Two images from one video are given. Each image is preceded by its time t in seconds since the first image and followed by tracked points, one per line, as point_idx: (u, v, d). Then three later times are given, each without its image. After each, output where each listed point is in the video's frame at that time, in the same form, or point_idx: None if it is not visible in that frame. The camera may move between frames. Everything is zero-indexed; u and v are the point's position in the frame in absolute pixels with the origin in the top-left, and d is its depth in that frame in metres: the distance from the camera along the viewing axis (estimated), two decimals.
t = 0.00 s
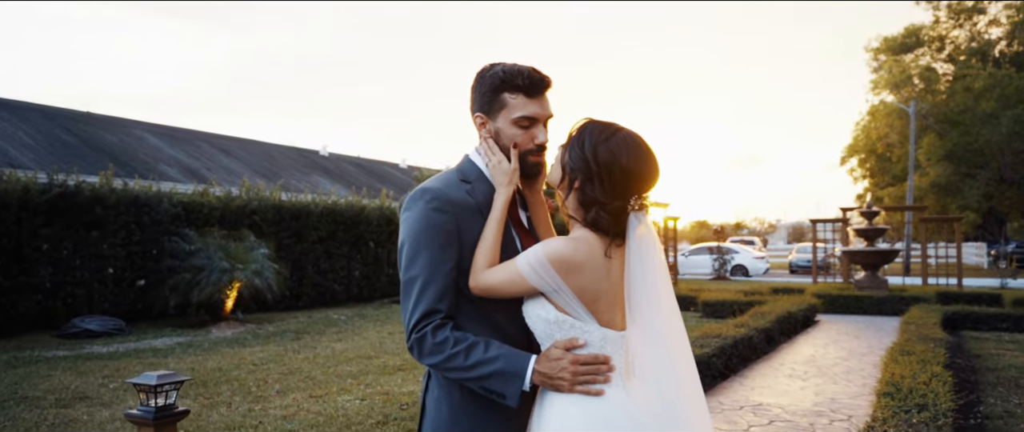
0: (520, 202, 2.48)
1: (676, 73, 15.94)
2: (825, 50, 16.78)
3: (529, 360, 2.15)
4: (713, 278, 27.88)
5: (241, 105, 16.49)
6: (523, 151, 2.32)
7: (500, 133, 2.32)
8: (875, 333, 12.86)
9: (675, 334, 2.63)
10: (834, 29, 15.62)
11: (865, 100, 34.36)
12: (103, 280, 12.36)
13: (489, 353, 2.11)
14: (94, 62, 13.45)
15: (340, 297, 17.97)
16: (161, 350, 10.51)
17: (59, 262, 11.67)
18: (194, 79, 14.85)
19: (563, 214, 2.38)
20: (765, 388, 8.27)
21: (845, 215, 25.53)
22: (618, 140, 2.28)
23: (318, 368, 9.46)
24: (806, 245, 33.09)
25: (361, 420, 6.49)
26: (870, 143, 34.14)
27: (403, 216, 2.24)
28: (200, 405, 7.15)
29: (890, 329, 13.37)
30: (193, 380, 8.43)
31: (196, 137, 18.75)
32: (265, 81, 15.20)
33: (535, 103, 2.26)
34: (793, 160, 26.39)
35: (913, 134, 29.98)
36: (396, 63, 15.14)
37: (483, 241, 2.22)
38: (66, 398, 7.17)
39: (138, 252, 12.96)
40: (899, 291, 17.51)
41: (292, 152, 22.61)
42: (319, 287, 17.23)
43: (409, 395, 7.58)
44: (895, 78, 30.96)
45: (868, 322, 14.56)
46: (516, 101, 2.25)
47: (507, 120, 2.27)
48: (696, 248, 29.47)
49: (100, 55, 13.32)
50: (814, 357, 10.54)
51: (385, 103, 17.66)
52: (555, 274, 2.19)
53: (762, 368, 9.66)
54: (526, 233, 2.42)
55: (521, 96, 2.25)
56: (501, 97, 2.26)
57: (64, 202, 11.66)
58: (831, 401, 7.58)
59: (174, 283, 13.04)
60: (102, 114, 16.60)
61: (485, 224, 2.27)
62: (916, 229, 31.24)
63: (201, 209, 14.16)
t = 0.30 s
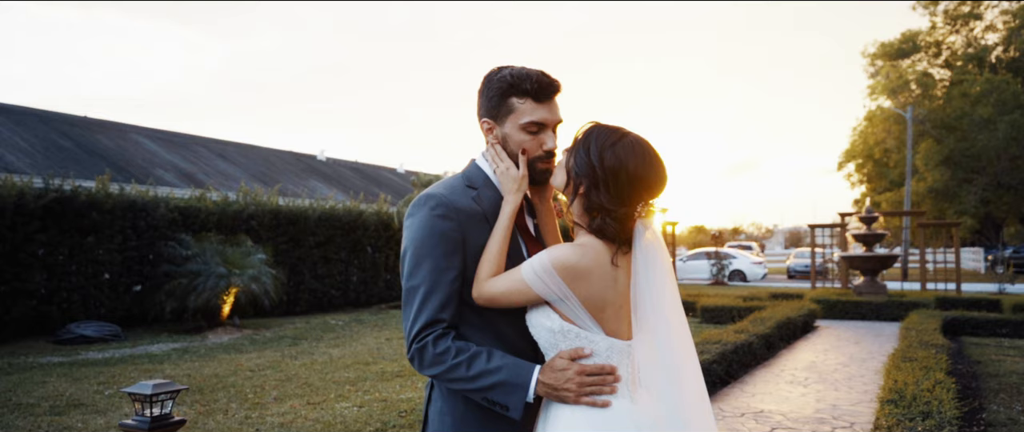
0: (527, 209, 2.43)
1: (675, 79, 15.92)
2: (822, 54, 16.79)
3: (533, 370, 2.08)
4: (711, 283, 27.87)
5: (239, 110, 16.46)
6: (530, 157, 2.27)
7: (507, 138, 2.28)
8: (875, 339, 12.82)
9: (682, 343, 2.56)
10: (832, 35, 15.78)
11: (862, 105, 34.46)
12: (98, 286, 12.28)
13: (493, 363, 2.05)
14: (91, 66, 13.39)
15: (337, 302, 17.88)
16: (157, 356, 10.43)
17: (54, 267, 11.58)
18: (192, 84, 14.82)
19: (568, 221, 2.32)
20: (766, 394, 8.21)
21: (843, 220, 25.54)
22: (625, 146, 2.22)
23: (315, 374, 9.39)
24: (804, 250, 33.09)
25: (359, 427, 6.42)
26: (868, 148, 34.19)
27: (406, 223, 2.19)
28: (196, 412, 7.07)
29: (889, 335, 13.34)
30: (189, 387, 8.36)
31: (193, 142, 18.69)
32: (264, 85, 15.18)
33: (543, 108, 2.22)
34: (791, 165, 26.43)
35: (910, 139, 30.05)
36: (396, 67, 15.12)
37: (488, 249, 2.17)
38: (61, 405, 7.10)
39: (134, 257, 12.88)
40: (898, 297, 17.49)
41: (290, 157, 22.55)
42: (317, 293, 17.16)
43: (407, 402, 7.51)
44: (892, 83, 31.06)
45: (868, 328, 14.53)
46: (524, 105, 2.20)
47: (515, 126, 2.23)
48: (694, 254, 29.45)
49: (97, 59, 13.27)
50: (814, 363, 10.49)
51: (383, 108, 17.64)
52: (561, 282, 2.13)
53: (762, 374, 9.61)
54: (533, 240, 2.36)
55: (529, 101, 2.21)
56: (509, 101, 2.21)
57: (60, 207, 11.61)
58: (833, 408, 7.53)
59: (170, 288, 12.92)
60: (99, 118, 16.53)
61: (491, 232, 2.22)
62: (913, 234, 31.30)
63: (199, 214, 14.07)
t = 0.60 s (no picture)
0: (533, 215, 2.37)
1: (674, 83, 15.93)
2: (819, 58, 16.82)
3: (537, 380, 2.02)
4: (708, 288, 27.87)
5: (237, 116, 16.41)
6: (536, 162, 2.23)
7: (513, 143, 2.23)
8: (874, 345, 12.79)
9: (689, 352, 2.51)
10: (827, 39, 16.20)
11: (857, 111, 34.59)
12: (93, 291, 12.18)
13: (495, 373, 1.99)
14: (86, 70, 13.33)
15: (333, 308, 17.79)
16: (151, 362, 10.34)
17: (48, 273, 11.49)
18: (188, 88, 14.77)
19: (572, 227, 2.26)
20: (766, 401, 8.16)
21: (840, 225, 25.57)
22: (632, 150, 2.17)
23: (312, 380, 9.32)
24: (800, 255, 33.11)
25: None
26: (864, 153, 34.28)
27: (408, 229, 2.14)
28: (191, 419, 6.99)
29: (888, 340, 13.32)
30: (183, 393, 8.28)
31: (189, 147, 18.61)
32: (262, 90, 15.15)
33: (551, 111, 2.18)
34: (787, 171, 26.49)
35: (907, 144, 30.16)
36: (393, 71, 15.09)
37: (493, 256, 2.11)
38: (54, 412, 7.02)
39: (129, 263, 12.79)
40: (895, 302, 17.47)
41: (286, 162, 22.49)
42: (313, 298, 17.06)
43: (405, 408, 7.44)
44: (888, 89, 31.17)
45: (866, 333, 14.50)
46: (531, 109, 2.16)
47: (522, 130, 2.18)
48: (691, 259, 29.45)
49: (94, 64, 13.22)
50: (813, 369, 10.45)
51: (381, 114, 17.63)
52: (566, 290, 2.07)
53: (761, 381, 9.56)
54: (539, 248, 2.31)
55: (536, 104, 2.16)
56: (515, 105, 2.17)
57: (54, 211, 11.55)
58: (834, 415, 7.48)
59: (165, 294, 12.83)
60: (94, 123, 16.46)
61: (495, 240, 2.16)
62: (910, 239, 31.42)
63: (194, 219, 14.00)
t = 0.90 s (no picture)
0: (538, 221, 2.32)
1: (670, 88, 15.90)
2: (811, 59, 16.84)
3: (541, 391, 1.96)
4: (703, 293, 27.86)
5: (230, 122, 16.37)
6: (542, 166, 2.18)
7: (518, 148, 2.18)
8: (871, 350, 12.76)
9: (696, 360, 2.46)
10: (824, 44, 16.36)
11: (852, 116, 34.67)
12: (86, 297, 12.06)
13: (498, 384, 1.94)
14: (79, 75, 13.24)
15: (328, 313, 17.70)
16: (145, 368, 10.24)
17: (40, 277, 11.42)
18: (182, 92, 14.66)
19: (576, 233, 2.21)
20: (764, 407, 8.11)
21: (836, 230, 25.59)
22: (638, 155, 2.12)
23: (307, 386, 9.23)
24: (795, 260, 33.14)
25: None
26: (858, 158, 34.49)
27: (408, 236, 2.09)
28: (184, 427, 6.91)
29: (884, 346, 13.30)
30: (176, 400, 8.18)
31: (183, 151, 18.55)
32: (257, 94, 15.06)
33: (557, 116, 2.13)
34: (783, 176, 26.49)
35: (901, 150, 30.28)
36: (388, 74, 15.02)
37: (496, 263, 2.06)
38: (45, 419, 6.91)
39: (123, 267, 12.70)
40: (892, 307, 17.47)
41: (281, 166, 22.42)
42: (308, 303, 16.96)
43: (400, 415, 7.37)
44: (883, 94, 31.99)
45: (863, 338, 14.48)
46: (537, 113, 2.11)
47: (527, 135, 2.14)
48: (686, 264, 29.44)
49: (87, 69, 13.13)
50: (811, 375, 10.41)
51: (377, 118, 17.58)
52: (572, 298, 2.02)
53: (759, 387, 9.51)
54: (544, 255, 2.25)
55: (542, 108, 2.12)
56: (520, 109, 2.13)
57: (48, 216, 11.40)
58: (832, 421, 7.44)
59: (158, 298, 12.78)
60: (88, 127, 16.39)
61: (499, 247, 2.11)
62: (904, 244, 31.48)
63: (189, 224, 14.02)
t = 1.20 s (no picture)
0: (541, 227, 2.26)
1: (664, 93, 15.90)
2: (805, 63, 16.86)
3: (543, 403, 1.91)
4: (696, 298, 27.83)
5: (222, 126, 16.25)
6: (545, 170, 2.12)
7: (520, 152, 2.13)
8: (865, 356, 12.74)
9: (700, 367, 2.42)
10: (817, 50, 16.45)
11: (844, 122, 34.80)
12: (75, 302, 11.95)
13: (498, 396, 1.88)
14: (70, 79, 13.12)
15: (320, 318, 17.60)
16: (134, 374, 10.12)
17: (28, 283, 11.30)
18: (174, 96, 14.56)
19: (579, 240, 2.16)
20: (760, 414, 8.06)
21: (829, 235, 25.61)
22: (641, 159, 2.07)
23: (299, 392, 9.15)
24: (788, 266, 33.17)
25: None
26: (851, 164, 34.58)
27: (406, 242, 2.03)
28: None
29: (879, 351, 13.28)
30: (166, 407, 8.07)
31: (175, 156, 18.38)
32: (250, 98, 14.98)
33: (561, 119, 2.07)
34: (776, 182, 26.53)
35: (893, 156, 30.41)
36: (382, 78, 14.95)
37: (498, 270, 2.00)
38: (32, 427, 6.81)
39: (113, 272, 12.52)
40: (885, 313, 17.47)
41: (273, 170, 22.27)
42: (300, 308, 16.86)
43: (394, 422, 7.29)
44: (874, 100, 31.42)
45: (857, 344, 14.46)
46: (540, 117, 2.06)
47: (530, 139, 2.08)
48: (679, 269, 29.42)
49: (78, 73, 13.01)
50: (806, 381, 10.37)
51: (371, 123, 17.51)
52: (576, 308, 1.97)
53: (755, 392, 9.47)
54: (546, 262, 2.20)
55: (545, 111, 2.06)
56: (523, 112, 2.07)
57: (36, 220, 11.35)
58: (829, 428, 7.40)
59: (149, 304, 12.61)
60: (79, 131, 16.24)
61: (501, 255, 2.05)
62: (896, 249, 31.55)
63: (180, 228, 13.78)
